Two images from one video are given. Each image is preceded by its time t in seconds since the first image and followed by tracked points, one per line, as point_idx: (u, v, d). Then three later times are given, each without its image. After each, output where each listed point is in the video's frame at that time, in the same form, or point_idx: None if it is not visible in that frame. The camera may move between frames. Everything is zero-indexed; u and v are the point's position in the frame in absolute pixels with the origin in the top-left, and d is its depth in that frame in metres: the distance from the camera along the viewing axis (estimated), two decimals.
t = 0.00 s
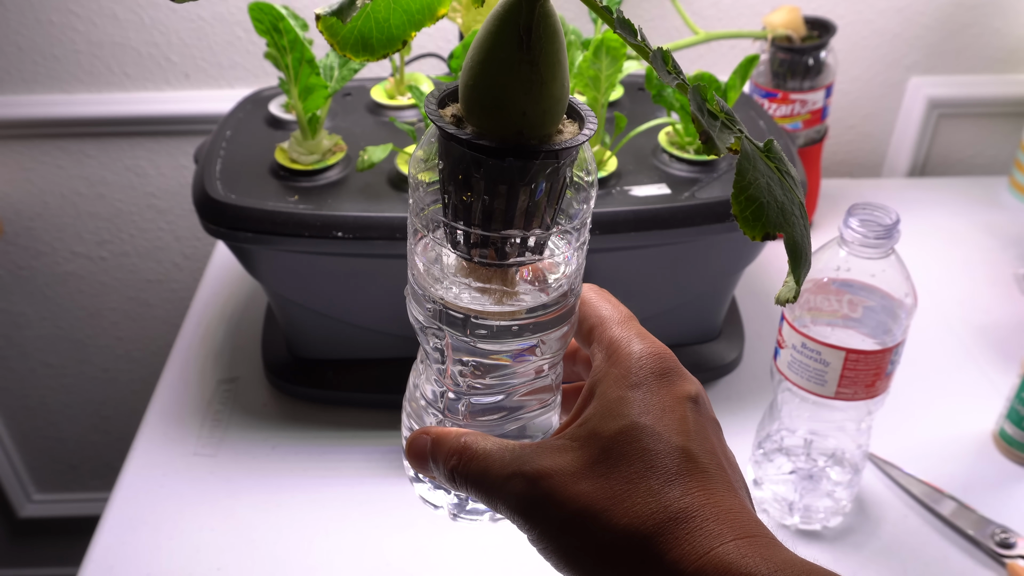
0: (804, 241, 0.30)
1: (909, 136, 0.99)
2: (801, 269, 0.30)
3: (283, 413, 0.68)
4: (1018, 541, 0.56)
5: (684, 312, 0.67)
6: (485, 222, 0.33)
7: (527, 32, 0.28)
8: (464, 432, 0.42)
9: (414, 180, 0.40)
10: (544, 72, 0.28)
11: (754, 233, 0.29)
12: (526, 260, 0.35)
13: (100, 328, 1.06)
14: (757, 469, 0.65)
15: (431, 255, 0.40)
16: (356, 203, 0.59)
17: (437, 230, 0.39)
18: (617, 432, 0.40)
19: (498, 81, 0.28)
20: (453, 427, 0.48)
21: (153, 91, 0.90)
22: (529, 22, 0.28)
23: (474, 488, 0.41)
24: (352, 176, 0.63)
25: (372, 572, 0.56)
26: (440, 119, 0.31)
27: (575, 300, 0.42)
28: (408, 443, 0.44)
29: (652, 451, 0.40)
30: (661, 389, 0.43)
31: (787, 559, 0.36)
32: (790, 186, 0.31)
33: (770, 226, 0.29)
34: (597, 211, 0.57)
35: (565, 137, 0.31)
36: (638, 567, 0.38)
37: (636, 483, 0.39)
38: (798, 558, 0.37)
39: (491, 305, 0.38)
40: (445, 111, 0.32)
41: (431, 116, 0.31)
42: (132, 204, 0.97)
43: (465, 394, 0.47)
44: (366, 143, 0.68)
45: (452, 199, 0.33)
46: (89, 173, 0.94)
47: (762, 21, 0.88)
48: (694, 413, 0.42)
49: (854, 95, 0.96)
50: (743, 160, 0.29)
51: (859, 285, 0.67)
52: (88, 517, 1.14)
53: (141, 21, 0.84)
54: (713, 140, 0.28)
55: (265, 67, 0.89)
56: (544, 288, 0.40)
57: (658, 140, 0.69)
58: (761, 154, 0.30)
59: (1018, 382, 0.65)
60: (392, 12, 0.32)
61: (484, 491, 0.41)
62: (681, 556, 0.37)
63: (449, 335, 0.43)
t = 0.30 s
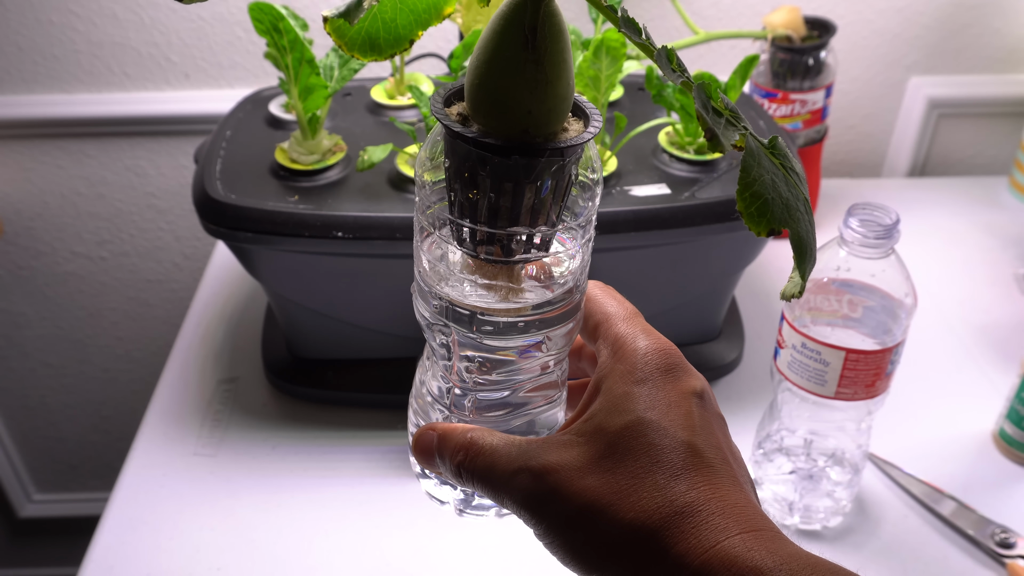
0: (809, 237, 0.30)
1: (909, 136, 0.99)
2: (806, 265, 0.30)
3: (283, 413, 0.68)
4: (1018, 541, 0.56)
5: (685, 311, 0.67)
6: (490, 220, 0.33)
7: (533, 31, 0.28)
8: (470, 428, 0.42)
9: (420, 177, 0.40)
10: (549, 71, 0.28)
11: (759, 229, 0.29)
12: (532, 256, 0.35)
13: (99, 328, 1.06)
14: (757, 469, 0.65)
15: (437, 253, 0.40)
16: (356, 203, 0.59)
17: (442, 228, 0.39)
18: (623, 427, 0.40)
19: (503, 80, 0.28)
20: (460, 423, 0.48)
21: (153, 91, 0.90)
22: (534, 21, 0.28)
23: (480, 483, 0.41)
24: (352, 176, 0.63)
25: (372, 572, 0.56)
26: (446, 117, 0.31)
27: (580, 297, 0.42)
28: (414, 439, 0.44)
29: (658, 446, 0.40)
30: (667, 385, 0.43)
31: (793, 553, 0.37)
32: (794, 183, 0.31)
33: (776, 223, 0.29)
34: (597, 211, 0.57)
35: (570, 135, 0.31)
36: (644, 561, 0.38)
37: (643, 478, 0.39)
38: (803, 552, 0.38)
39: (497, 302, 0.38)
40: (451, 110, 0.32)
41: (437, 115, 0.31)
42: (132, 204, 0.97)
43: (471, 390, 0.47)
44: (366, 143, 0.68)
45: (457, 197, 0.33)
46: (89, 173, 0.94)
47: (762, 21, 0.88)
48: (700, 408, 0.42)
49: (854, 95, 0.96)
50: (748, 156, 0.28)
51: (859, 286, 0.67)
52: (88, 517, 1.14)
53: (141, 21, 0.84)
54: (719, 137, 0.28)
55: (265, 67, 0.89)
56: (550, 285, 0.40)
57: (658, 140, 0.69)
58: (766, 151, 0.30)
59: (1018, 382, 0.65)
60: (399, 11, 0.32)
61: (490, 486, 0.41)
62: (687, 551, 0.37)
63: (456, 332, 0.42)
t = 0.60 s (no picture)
0: (806, 234, 0.30)
1: (909, 136, 0.99)
2: (802, 262, 0.30)
3: (283, 413, 0.68)
4: (1018, 541, 0.56)
5: (684, 311, 0.67)
6: (485, 218, 0.33)
7: (527, 28, 0.28)
8: (466, 427, 0.42)
9: (415, 176, 0.40)
10: (543, 69, 0.28)
11: (755, 227, 0.29)
12: (527, 255, 0.35)
13: (99, 328, 1.06)
14: (757, 469, 0.65)
15: (431, 251, 0.40)
16: (356, 203, 0.59)
17: (438, 227, 0.39)
18: (621, 426, 0.40)
19: (497, 78, 0.28)
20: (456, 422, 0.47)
21: (153, 91, 0.90)
22: (528, 18, 0.28)
23: (478, 483, 0.41)
24: (352, 176, 0.63)
25: (372, 572, 0.56)
26: (440, 116, 0.31)
27: (576, 295, 0.42)
28: (410, 439, 0.44)
29: (655, 444, 0.40)
30: (664, 383, 0.43)
31: (791, 551, 0.37)
32: (791, 180, 0.31)
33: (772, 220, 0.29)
34: (597, 211, 0.57)
35: (564, 133, 0.31)
36: (643, 560, 0.38)
37: (641, 477, 0.39)
38: (802, 549, 0.38)
39: (493, 301, 0.38)
40: (445, 108, 0.32)
41: (430, 113, 0.31)
42: (132, 204, 0.97)
43: (468, 389, 0.47)
44: (366, 143, 0.68)
45: (452, 195, 0.33)
46: (89, 173, 0.94)
47: (762, 21, 0.88)
48: (698, 406, 0.42)
49: (854, 95, 0.96)
50: (743, 153, 0.29)
51: (859, 286, 0.67)
52: (88, 516, 1.14)
53: (141, 21, 0.84)
54: (714, 135, 0.28)
55: (265, 67, 0.89)
56: (545, 283, 0.40)
57: (658, 140, 0.69)
58: (762, 148, 0.30)
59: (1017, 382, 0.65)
60: (390, 9, 0.32)
61: (487, 486, 0.41)
62: (686, 549, 0.37)
63: (451, 331, 0.42)
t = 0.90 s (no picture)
0: (811, 231, 0.30)
1: (909, 136, 0.99)
2: (807, 259, 0.30)
3: (283, 413, 0.68)
4: (1018, 541, 0.56)
5: (685, 311, 0.67)
6: (490, 215, 0.33)
7: (533, 25, 0.28)
8: (469, 425, 0.42)
9: (418, 174, 0.39)
10: (548, 65, 0.28)
11: (760, 223, 0.29)
12: (532, 252, 0.35)
13: (99, 328, 1.06)
14: (757, 469, 0.65)
15: (435, 249, 0.40)
16: (356, 203, 0.59)
17: (443, 224, 0.39)
18: (624, 424, 0.40)
19: (502, 75, 0.28)
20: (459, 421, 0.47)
21: (153, 91, 0.90)
22: (533, 15, 0.28)
23: (481, 481, 0.41)
24: (352, 176, 0.63)
25: (372, 572, 0.56)
26: (445, 113, 0.31)
27: (580, 293, 0.42)
28: (413, 437, 0.44)
29: (659, 443, 0.40)
30: (668, 382, 0.43)
31: (796, 550, 0.37)
32: (796, 176, 0.31)
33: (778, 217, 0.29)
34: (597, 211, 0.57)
35: (569, 130, 0.31)
36: (647, 558, 0.38)
37: (645, 475, 0.39)
38: (806, 548, 0.38)
39: (497, 298, 0.39)
40: (450, 104, 0.32)
41: (435, 110, 0.31)
42: (132, 204, 0.97)
43: (471, 386, 0.47)
44: (366, 143, 0.68)
45: (457, 192, 0.33)
46: (89, 173, 0.94)
47: (762, 21, 0.88)
48: (701, 404, 0.42)
49: (854, 95, 0.96)
50: (749, 150, 0.29)
51: (858, 286, 0.67)
52: (88, 517, 1.14)
53: (141, 21, 0.84)
54: (720, 132, 0.28)
55: (265, 67, 0.89)
56: (549, 281, 0.40)
57: (658, 140, 0.69)
58: (767, 145, 0.30)
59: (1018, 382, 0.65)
60: (394, 5, 0.32)
61: (491, 484, 0.41)
62: (690, 548, 0.37)
63: (455, 328, 0.42)
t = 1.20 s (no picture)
0: (806, 235, 0.30)
1: (909, 136, 0.99)
2: (802, 264, 0.30)
3: (283, 413, 0.68)
4: (1018, 541, 0.56)
5: (685, 312, 0.67)
6: (485, 220, 0.33)
7: (527, 29, 0.28)
8: (466, 430, 0.42)
9: (415, 179, 0.39)
10: (543, 70, 0.28)
11: (754, 229, 0.29)
12: (526, 257, 0.35)
13: (99, 328, 1.06)
14: (757, 469, 0.65)
15: (429, 253, 0.40)
16: (356, 203, 0.59)
17: (437, 229, 0.39)
18: (621, 429, 0.40)
19: (496, 79, 0.28)
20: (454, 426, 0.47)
21: (153, 91, 0.90)
22: (528, 19, 0.28)
23: (478, 487, 0.41)
24: (352, 176, 0.63)
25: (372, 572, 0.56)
26: (439, 117, 0.31)
27: (575, 298, 0.42)
28: (409, 442, 0.44)
29: (655, 448, 0.40)
30: (664, 386, 0.43)
31: (792, 555, 0.37)
32: (791, 181, 0.31)
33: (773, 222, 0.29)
34: (597, 211, 0.57)
35: (564, 134, 0.31)
36: (643, 564, 0.38)
37: (641, 480, 0.39)
38: (802, 553, 0.38)
39: (492, 303, 0.38)
40: (444, 109, 0.32)
41: (430, 115, 0.31)
42: (132, 204, 0.97)
43: (467, 392, 0.47)
44: (366, 143, 0.68)
45: (451, 197, 0.33)
46: (89, 173, 0.94)
47: (762, 21, 0.88)
48: (698, 409, 0.42)
49: (854, 95, 0.96)
50: (743, 154, 0.29)
51: (859, 286, 0.67)
52: (88, 517, 1.14)
53: (141, 21, 0.84)
54: (714, 136, 0.28)
55: (265, 67, 0.89)
56: (544, 284, 0.40)
57: (658, 140, 0.69)
58: (762, 149, 0.31)
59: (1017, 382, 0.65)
60: (389, 11, 0.32)
61: (487, 489, 0.41)
62: (687, 553, 0.37)
63: (451, 334, 0.42)
